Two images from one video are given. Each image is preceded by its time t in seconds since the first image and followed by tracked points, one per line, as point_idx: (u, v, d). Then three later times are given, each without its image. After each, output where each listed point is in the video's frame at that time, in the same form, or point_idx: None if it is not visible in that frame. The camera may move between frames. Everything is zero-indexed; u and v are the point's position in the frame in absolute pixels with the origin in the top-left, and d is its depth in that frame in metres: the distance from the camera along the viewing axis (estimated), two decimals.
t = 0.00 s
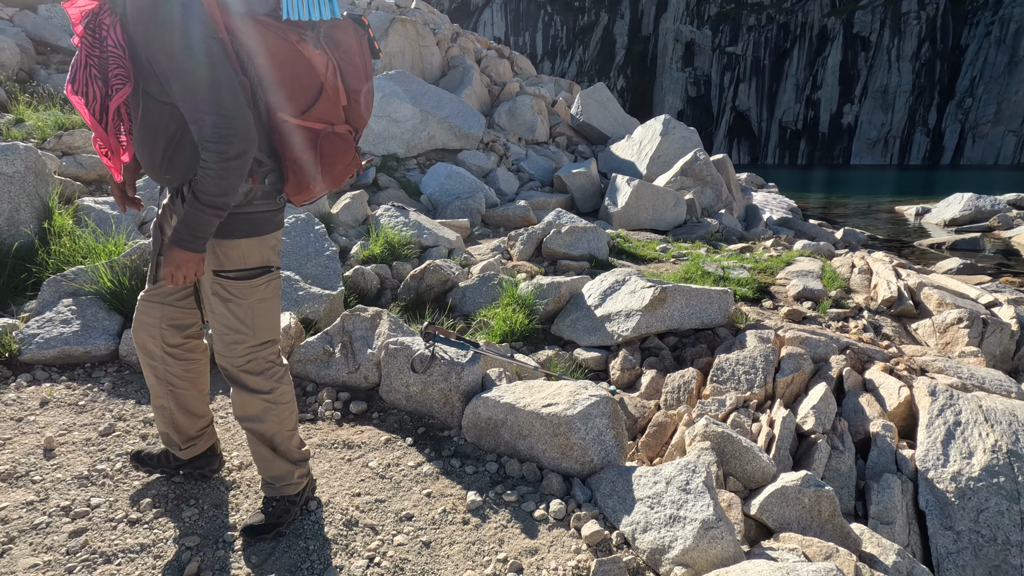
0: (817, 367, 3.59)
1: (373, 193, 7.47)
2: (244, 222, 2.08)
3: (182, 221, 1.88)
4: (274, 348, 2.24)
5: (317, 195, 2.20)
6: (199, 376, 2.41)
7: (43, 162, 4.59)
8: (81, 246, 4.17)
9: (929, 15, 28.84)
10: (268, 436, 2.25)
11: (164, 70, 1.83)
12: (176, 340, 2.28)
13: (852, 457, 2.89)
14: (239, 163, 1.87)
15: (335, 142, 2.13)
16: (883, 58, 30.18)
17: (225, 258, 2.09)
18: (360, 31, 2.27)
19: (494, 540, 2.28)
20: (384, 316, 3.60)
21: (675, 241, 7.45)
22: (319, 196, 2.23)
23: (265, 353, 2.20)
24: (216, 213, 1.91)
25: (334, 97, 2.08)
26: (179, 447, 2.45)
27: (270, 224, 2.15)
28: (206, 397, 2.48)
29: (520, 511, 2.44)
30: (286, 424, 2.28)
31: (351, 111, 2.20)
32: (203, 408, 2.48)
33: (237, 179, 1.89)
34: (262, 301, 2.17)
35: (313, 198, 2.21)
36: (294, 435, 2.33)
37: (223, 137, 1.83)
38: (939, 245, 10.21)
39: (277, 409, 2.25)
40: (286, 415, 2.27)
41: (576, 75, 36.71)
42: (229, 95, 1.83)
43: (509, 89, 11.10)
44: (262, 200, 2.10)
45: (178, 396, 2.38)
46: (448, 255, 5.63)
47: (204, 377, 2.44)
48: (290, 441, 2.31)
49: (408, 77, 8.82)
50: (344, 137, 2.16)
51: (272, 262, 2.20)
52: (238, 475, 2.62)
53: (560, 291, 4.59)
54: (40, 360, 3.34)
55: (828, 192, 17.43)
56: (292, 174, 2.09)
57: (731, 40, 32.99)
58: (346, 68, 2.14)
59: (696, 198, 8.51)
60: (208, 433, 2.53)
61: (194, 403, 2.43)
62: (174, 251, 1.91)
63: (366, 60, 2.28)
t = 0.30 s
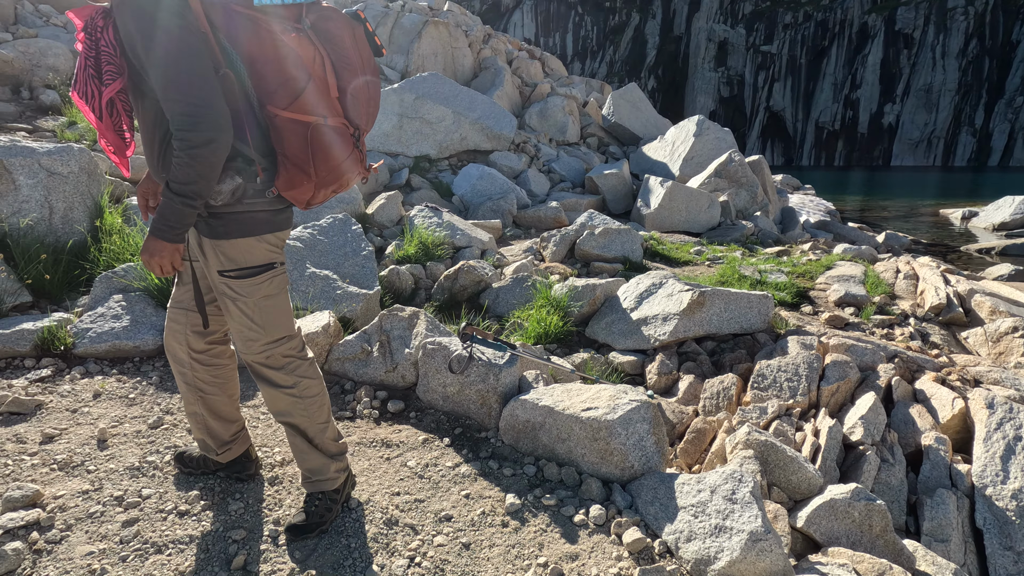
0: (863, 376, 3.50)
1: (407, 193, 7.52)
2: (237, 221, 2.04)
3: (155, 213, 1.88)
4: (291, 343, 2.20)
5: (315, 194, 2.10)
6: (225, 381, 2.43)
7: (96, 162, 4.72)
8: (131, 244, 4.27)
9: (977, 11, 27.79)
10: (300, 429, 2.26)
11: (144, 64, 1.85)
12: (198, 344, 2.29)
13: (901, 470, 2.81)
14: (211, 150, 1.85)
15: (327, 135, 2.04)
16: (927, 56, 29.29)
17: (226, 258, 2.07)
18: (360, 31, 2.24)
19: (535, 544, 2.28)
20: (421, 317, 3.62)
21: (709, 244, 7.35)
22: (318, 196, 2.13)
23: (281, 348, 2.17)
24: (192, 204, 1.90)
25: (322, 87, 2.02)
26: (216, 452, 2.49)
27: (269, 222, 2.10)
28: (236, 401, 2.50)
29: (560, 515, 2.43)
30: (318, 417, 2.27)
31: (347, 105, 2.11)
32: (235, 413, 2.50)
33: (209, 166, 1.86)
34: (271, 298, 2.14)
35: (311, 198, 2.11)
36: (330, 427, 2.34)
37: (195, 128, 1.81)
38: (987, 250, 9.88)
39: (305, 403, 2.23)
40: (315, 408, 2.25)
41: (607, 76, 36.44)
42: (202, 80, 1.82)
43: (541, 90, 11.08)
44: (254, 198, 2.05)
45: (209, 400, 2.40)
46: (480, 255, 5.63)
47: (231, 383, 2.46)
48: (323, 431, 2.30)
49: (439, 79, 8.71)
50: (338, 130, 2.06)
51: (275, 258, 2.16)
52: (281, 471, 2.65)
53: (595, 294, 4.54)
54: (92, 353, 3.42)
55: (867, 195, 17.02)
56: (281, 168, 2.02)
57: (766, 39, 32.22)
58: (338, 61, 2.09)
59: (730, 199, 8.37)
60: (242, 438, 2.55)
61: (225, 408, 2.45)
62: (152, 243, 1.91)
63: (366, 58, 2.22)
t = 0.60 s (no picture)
0: (907, 382, 3.41)
1: (436, 193, 7.55)
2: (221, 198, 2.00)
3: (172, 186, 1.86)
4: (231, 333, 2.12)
5: (310, 166, 2.03)
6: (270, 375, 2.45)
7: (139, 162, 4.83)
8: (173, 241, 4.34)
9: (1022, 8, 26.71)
10: (241, 407, 2.21)
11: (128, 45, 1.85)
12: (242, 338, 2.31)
13: (948, 480, 2.75)
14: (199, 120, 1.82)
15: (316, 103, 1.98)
16: (969, 54, 28.11)
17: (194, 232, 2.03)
18: (343, 7, 2.23)
19: (570, 543, 2.32)
20: (454, 315, 3.64)
21: (741, 245, 7.26)
22: (316, 170, 2.05)
23: (218, 335, 2.10)
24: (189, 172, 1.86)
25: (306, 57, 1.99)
26: (257, 441, 2.51)
27: (255, 201, 2.04)
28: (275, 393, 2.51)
29: (595, 514, 2.48)
30: (264, 401, 2.21)
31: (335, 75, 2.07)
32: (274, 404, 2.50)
33: (199, 135, 1.83)
34: (222, 281, 2.06)
35: (307, 172, 2.04)
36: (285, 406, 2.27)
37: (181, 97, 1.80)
38: None
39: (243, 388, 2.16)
40: (256, 391, 2.18)
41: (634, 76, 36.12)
42: (185, 51, 1.81)
43: (569, 91, 11.04)
44: (244, 174, 2.00)
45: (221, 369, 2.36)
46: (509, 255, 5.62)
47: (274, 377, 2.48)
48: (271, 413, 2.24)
49: (469, 81, 8.66)
50: (328, 98, 2.00)
51: (245, 242, 2.06)
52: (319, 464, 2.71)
53: (627, 294, 4.49)
54: (136, 346, 3.50)
55: (903, 197, 16.60)
56: (272, 140, 1.96)
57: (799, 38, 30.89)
58: (318, 33, 2.08)
59: (763, 202, 8.25)
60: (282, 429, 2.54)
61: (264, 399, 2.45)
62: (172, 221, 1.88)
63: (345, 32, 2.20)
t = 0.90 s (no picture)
0: (942, 389, 3.35)
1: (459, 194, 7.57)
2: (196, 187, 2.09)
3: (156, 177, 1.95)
4: (188, 315, 2.23)
5: (285, 152, 2.08)
6: (293, 366, 2.50)
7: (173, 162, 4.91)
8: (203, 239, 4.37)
9: None
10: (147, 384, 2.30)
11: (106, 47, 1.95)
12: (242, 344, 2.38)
13: (986, 492, 2.69)
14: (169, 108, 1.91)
15: (282, 85, 2.04)
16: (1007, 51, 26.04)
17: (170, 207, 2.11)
18: None
19: (595, 546, 2.36)
20: (479, 316, 3.65)
21: (767, 247, 7.17)
22: (292, 156, 2.09)
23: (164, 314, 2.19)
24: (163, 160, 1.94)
25: (271, 43, 2.06)
26: (286, 437, 2.57)
27: (225, 194, 2.12)
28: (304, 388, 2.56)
29: (619, 517, 2.51)
30: (169, 384, 2.31)
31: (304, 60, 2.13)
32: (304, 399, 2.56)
33: (170, 124, 1.92)
34: (185, 266, 2.14)
35: (284, 158, 2.09)
36: (180, 399, 2.38)
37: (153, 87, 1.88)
38: None
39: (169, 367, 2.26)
40: (167, 374, 2.28)
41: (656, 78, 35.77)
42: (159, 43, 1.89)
43: (592, 91, 10.99)
44: (220, 164, 2.09)
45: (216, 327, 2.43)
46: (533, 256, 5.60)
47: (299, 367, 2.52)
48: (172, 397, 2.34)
49: (494, 83, 8.66)
50: (296, 80, 2.06)
51: (212, 233, 2.14)
52: (346, 460, 2.75)
53: (651, 296, 4.45)
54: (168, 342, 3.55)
55: (935, 199, 16.16)
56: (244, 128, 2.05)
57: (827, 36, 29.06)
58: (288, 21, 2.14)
59: (790, 203, 8.14)
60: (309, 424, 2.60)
61: (290, 395, 2.51)
62: (170, 208, 1.97)
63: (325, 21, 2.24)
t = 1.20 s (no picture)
0: (972, 395, 3.30)
1: (478, 195, 7.58)
2: (149, 193, 2.16)
3: (79, 192, 2.05)
4: (167, 322, 2.29)
5: (223, 163, 2.17)
6: (252, 337, 2.58)
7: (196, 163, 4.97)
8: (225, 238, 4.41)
9: None
10: (155, 392, 2.39)
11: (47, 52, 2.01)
12: (195, 323, 2.48)
13: (1017, 502, 2.67)
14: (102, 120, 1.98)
15: (215, 98, 2.12)
16: None
17: (124, 224, 2.19)
18: None
19: (612, 549, 2.36)
20: (496, 316, 3.65)
21: (789, 249, 7.09)
22: (231, 166, 2.20)
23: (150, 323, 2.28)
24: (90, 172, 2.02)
25: (205, 52, 2.12)
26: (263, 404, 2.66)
27: (173, 198, 2.18)
28: (268, 354, 2.63)
29: (637, 521, 2.51)
30: (174, 389, 2.39)
31: (241, 69, 2.19)
32: (271, 362, 2.63)
33: (104, 137, 1.99)
34: (148, 273, 2.21)
35: (222, 167, 2.18)
36: (190, 402, 2.46)
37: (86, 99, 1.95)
38: None
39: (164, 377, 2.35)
40: (169, 380, 2.37)
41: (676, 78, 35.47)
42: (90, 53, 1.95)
43: (611, 91, 10.93)
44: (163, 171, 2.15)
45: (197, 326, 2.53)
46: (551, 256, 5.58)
47: (259, 338, 2.61)
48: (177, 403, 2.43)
49: (512, 83, 8.65)
50: (228, 93, 2.13)
51: (166, 234, 2.20)
52: (364, 458, 2.77)
53: (670, 298, 4.43)
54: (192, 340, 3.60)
55: (966, 200, 15.78)
56: (180, 137, 2.12)
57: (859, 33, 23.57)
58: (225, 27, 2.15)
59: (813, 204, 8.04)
60: (283, 384, 2.67)
61: (255, 363, 2.59)
62: (86, 219, 2.06)
63: (268, 22, 2.26)
